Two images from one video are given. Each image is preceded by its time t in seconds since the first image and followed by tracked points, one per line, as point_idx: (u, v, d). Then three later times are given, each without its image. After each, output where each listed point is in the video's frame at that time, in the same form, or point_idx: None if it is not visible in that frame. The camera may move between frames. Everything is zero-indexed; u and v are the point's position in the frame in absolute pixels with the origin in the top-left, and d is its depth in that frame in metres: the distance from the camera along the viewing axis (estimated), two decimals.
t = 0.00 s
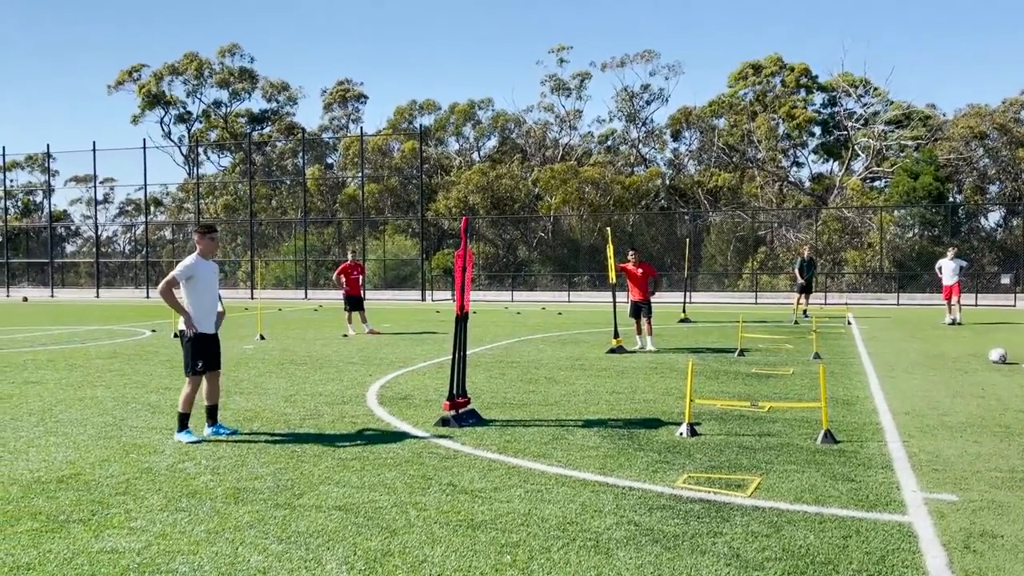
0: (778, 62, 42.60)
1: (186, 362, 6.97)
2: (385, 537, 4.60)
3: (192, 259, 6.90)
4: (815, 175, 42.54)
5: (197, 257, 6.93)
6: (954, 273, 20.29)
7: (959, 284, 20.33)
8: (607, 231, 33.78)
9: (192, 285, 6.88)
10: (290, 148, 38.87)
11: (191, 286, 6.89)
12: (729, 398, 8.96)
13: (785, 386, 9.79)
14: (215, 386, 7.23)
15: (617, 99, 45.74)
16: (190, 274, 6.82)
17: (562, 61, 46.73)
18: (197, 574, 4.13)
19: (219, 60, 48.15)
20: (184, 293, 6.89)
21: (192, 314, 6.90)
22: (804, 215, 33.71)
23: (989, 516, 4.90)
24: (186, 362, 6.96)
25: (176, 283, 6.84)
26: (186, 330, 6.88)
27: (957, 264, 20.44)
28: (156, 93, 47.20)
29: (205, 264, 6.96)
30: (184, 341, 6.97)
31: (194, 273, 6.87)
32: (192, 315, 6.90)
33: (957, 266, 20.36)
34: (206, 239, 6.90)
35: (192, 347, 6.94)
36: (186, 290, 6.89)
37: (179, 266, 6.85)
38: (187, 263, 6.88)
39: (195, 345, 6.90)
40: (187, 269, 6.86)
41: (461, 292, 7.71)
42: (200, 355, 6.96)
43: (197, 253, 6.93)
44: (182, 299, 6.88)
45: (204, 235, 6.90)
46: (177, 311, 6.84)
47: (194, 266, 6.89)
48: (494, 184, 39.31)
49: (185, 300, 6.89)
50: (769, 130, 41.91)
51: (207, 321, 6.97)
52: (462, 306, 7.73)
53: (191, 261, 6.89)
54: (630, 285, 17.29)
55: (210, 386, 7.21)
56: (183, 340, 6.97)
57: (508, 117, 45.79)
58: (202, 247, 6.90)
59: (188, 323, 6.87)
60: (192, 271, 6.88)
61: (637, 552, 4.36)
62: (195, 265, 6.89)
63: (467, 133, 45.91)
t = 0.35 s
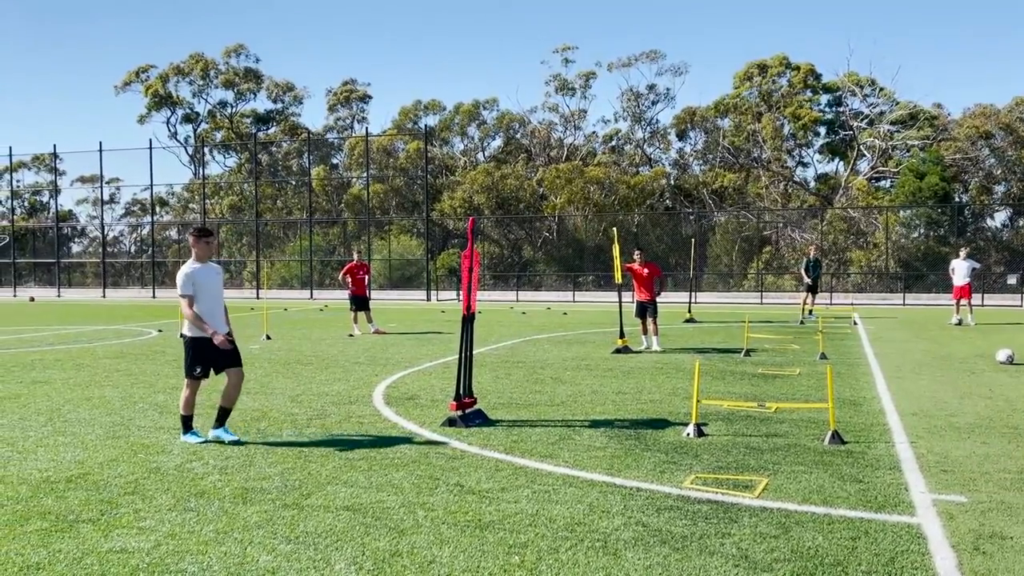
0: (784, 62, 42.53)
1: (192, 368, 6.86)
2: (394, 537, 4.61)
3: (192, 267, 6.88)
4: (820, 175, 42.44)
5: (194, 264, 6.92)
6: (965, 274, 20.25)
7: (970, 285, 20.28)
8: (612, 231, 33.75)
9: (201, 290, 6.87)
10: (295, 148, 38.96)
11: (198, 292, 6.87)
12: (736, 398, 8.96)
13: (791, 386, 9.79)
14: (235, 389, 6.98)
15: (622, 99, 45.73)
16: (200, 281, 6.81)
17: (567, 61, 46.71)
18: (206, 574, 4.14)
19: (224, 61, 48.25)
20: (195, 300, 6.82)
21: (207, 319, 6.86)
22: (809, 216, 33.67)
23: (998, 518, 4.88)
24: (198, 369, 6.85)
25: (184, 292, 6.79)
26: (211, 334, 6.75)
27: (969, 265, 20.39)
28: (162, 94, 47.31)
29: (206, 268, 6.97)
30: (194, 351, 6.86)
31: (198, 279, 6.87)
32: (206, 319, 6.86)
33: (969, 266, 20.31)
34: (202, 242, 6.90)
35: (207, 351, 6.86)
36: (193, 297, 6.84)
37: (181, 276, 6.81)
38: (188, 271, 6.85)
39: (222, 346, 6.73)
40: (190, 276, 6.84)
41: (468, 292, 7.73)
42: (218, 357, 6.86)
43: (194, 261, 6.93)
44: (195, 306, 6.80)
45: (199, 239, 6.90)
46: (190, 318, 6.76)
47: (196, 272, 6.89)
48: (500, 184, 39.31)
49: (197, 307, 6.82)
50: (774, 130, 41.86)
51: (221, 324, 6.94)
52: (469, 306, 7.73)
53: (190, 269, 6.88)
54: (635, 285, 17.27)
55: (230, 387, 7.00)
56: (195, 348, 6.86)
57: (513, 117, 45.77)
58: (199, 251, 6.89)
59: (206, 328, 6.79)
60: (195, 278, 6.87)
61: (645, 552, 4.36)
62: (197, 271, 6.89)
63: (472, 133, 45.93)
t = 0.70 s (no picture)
0: (790, 64, 42.44)
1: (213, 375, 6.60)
2: (398, 538, 4.62)
3: (219, 270, 6.49)
4: (827, 176, 42.34)
5: (224, 267, 6.53)
6: (977, 276, 20.20)
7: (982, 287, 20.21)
8: (618, 233, 33.72)
9: (226, 297, 6.47)
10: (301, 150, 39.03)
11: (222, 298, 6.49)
12: (741, 400, 8.95)
13: (796, 387, 9.77)
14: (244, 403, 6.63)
15: (628, 101, 45.69)
16: (228, 289, 6.42)
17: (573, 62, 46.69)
18: (211, 575, 4.15)
19: (231, 63, 48.36)
20: (218, 308, 6.44)
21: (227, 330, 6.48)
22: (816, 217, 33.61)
23: (1004, 520, 4.87)
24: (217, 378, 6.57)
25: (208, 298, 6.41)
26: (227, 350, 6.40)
27: (982, 266, 20.30)
28: (169, 96, 47.44)
29: (234, 272, 6.56)
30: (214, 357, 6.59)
31: (225, 284, 6.48)
32: (228, 329, 6.49)
33: (982, 268, 20.22)
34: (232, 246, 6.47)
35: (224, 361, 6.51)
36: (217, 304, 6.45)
37: (207, 280, 6.42)
38: (214, 274, 6.45)
39: (234, 365, 6.43)
40: (216, 280, 6.45)
41: (473, 294, 7.72)
42: (238, 371, 6.56)
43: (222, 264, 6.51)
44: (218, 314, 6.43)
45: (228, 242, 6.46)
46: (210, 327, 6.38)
47: (223, 277, 6.48)
48: (505, 185, 39.29)
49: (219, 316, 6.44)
50: (780, 131, 41.76)
51: (245, 334, 6.56)
52: (474, 308, 7.73)
53: (217, 272, 6.48)
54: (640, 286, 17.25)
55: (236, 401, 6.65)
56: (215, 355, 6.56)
57: (519, 118, 45.76)
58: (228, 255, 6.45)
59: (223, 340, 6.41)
60: (222, 283, 6.48)
61: (649, 554, 4.36)
62: (224, 276, 6.49)
63: (477, 134, 45.94)
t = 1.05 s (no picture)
0: (796, 66, 42.37)
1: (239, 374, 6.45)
2: (402, 539, 4.63)
3: (248, 267, 6.45)
4: (833, 179, 42.27)
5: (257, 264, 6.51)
6: (982, 278, 20.14)
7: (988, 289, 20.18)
8: (623, 235, 33.70)
9: (252, 294, 6.41)
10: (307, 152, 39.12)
11: (249, 296, 6.43)
12: (746, 402, 8.93)
13: (802, 390, 9.75)
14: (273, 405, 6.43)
15: (634, 103, 45.71)
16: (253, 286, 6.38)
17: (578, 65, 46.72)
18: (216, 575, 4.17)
19: (238, 66, 48.53)
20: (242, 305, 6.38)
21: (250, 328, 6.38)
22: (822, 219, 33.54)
23: (1009, 523, 4.85)
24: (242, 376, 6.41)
25: (234, 295, 6.38)
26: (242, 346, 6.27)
27: (987, 269, 20.24)
28: (177, 99, 47.61)
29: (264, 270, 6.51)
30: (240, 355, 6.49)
31: (253, 282, 6.42)
32: (251, 327, 6.39)
33: (987, 270, 20.16)
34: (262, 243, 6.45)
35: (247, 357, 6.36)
36: (244, 302, 6.41)
37: (235, 276, 6.40)
38: (243, 271, 6.43)
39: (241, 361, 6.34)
40: (244, 277, 6.40)
41: (478, 295, 7.72)
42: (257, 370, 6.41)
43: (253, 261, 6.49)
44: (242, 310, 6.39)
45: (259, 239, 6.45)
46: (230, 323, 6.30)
47: (252, 274, 6.44)
48: (511, 187, 39.30)
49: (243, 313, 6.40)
50: (786, 133, 41.67)
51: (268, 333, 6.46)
52: (479, 309, 7.73)
53: (246, 269, 6.44)
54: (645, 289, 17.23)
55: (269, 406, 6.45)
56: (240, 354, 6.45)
57: (525, 121, 45.82)
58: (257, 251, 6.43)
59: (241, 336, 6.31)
60: (250, 280, 6.43)
61: (652, 556, 4.36)
62: (253, 273, 6.43)
63: (483, 137, 45.99)
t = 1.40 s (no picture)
0: (803, 68, 42.28)
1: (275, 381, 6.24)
2: (407, 541, 4.64)
3: (290, 271, 6.17)
4: (840, 181, 42.17)
5: (291, 266, 6.23)
6: (985, 281, 20.07)
7: (989, 291, 20.10)
8: (629, 237, 33.68)
9: (295, 300, 6.17)
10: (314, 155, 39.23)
11: (292, 300, 6.20)
12: (752, 406, 8.91)
13: (809, 393, 9.73)
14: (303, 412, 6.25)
15: (641, 106, 45.71)
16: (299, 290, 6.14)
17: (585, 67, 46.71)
18: None
19: (246, 69, 48.70)
20: (286, 311, 6.14)
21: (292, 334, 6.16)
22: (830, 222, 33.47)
23: (1016, 527, 4.84)
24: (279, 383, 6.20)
25: (278, 299, 6.11)
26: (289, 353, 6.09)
27: (988, 271, 20.18)
28: (185, 102, 47.80)
29: (300, 271, 6.26)
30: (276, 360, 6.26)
31: (295, 286, 6.17)
32: (294, 332, 6.19)
33: (988, 272, 20.11)
34: (305, 245, 6.18)
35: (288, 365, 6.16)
36: (286, 306, 6.16)
37: (279, 280, 6.11)
38: (285, 276, 6.14)
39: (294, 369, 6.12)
40: (287, 282, 6.13)
41: (485, 298, 7.75)
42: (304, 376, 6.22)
43: (293, 263, 6.21)
44: (286, 316, 6.14)
45: (302, 241, 6.17)
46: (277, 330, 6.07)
47: (294, 278, 6.18)
48: (517, 190, 39.34)
49: (287, 319, 6.15)
50: (793, 135, 41.56)
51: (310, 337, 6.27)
52: (485, 312, 7.73)
53: (287, 273, 6.16)
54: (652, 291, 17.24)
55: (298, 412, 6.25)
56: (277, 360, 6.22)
57: (531, 124, 45.85)
58: (300, 255, 6.16)
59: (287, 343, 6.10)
60: (293, 284, 6.18)
61: (657, 559, 4.36)
62: (295, 277, 6.17)
63: (490, 139, 46.05)
